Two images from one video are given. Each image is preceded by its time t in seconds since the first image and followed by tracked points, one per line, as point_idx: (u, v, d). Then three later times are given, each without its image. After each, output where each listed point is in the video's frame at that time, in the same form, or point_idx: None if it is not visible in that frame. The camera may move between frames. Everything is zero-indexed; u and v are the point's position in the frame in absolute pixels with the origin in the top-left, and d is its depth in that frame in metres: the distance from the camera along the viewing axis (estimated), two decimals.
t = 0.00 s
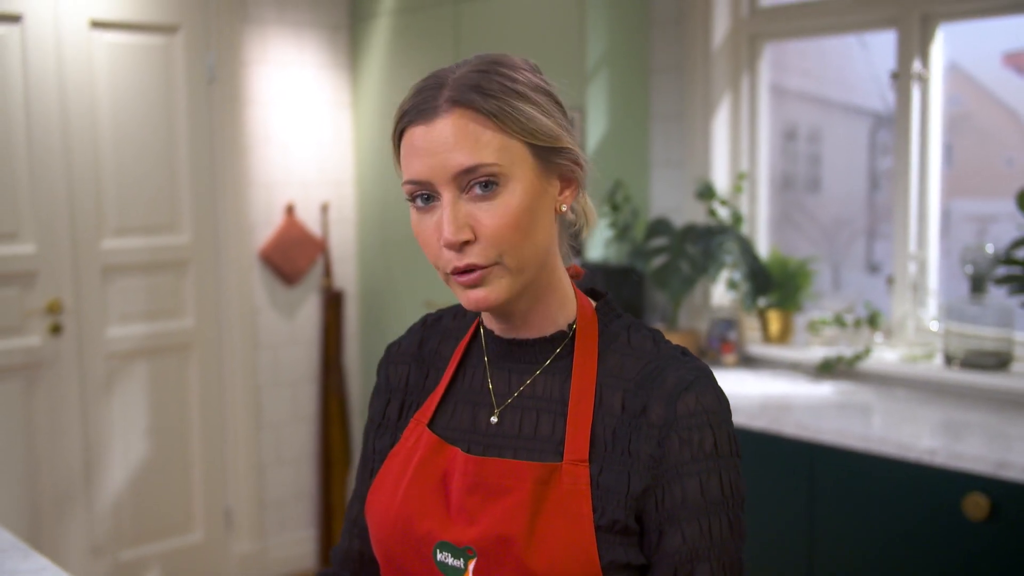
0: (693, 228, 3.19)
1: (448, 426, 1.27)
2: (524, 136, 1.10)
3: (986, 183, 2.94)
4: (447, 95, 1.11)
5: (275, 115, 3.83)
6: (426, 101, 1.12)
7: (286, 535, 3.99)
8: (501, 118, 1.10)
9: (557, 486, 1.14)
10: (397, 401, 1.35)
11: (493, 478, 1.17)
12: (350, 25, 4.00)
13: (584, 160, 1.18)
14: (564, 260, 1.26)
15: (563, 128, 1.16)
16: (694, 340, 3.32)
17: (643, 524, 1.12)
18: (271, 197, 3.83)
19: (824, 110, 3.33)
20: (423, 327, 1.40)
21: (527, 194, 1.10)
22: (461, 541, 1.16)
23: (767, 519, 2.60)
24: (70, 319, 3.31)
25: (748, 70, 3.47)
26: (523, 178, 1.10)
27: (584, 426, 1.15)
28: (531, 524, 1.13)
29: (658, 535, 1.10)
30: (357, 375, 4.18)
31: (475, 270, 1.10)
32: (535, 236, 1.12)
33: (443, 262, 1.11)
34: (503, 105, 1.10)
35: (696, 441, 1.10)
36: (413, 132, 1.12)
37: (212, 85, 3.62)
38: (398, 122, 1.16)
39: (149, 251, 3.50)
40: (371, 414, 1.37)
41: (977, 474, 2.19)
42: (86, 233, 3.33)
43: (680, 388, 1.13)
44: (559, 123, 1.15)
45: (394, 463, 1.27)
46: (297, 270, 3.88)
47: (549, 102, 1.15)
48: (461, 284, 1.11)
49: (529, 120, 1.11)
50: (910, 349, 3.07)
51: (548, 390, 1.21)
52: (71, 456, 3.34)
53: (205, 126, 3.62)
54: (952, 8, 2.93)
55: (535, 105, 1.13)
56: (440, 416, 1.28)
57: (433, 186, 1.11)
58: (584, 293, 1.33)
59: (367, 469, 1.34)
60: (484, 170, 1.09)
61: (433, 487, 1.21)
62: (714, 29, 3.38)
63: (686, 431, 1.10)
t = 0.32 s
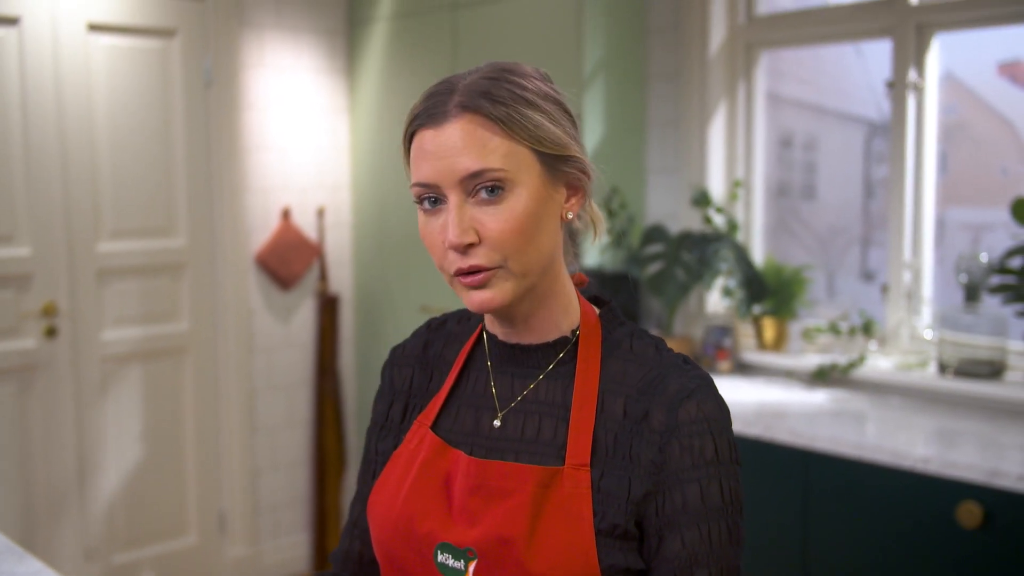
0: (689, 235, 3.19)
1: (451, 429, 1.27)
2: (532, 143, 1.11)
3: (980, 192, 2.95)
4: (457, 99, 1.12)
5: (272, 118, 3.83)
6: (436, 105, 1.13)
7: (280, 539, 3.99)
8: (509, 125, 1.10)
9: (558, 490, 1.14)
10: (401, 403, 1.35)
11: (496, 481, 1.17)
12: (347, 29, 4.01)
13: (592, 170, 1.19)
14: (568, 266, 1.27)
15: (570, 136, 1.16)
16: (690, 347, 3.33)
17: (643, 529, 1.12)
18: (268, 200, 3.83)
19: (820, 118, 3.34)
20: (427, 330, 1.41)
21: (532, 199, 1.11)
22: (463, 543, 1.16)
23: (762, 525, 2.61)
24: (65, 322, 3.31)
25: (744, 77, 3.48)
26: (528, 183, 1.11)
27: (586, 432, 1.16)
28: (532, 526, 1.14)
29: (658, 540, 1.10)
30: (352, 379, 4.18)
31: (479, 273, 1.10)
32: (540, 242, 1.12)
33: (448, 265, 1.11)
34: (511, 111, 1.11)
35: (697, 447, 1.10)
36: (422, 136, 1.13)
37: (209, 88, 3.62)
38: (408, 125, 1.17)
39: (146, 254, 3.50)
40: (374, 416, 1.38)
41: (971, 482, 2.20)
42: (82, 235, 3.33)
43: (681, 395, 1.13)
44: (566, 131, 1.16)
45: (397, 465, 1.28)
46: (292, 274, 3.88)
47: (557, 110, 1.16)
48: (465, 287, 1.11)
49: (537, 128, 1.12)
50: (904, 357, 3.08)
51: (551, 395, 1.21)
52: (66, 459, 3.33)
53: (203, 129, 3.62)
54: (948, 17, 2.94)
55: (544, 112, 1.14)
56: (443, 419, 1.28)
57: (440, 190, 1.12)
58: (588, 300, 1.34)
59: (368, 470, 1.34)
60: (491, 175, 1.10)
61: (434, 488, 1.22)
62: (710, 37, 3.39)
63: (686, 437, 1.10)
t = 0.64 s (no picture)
0: (685, 238, 3.19)
1: (455, 429, 1.27)
2: (512, 161, 1.11)
3: (975, 196, 2.96)
4: (437, 123, 1.12)
5: (269, 121, 3.83)
6: (417, 130, 1.14)
7: (275, 541, 3.98)
8: (487, 146, 1.10)
9: (560, 490, 1.15)
10: (406, 403, 1.35)
11: (500, 480, 1.17)
12: (344, 31, 4.01)
13: (585, 175, 1.17)
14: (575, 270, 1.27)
15: (557, 144, 1.15)
16: (686, 349, 3.33)
17: (643, 529, 1.12)
18: (265, 202, 3.83)
19: (816, 122, 3.35)
20: (433, 332, 1.41)
21: (515, 218, 1.11)
22: (466, 541, 1.16)
23: (757, 527, 2.61)
24: (61, 323, 3.30)
25: (740, 81, 3.49)
26: (510, 203, 1.11)
27: (588, 432, 1.16)
28: (535, 526, 1.14)
29: (657, 540, 1.11)
30: (347, 381, 4.18)
31: (467, 291, 1.13)
32: (528, 256, 1.13)
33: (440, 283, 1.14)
34: (488, 133, 1.11)
35: (698, 449, 1.11)
36: (408, 160, 1.15)
37: (206, 90, 3.62)
38: (399, 146, 1.18)
39: (142, 256, 3.50)
40: (378, 416, 1.38)
41: (966, 485, 2.20)
42: (78, 237, 3.33)
43: (683, 397, 1.13)
44: (552, 141, 1.14)
45: (401, 464, 1.28)
46: (289, 276, 3.88)
47: (541, 121, 1.14)
48: (460, 303, 1.14)
49: (517, 146, 1.11)
50: (900, 359, 3.09)
51: (554, 396, 1.22)
52: (61, 460, 3.33)
53: (199, 132, 3.62)
54: (943, 22, 2.95)
55: (525, 127, 1.13)
56: (448, 419, 1.29)
57: (426, 212, 1.13)
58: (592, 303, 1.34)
59: (372, 469, 1.34)
60: (469, 199, 1.10)
61: (438, 487, 1.22)
62: (706, 41, 3.40)
63: (687, 439, 1.11)
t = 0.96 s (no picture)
0: (684, 237, 3.20)
1: (456, 428, 1.27)
2: (509, 159, 1.11)
3: (975, 196, 2.96)
4: (434, 121, 1.13)
5: (268, 121, 3.83)
6: (416, 128, 1.14)
7: (274, 540, 3.98)
8: (484, 144, 1.10)
9: (559, 489, 1.15)
10: (407, 401, 1.35)
11: (499, 478, 1.18)
12: (344, 31, 4.01)
13: (583, 172, 1.17)
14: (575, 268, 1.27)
15: (555, 142, 1.15)
16: (685, 349, 3.33)
17: (641, 529, 1.12)
18: (265, 202, 3.83)
19: (815, 122, 3.35)
20: (434, 330, 1.41)
21: (512, 215, 1.12)
22: (465, 539, 1.17)
23: (757, 527, 2.61)
24: (61, 322, 3.30)
25: (739, 81, 3.49)
26: (506, 200, 1.11)
27: (587, 431, 1.16)
28: (533, 525, 1.14)
29: (655, 540, 1.11)
30: (346, 381, 4.18)
31: (465, 287, 1.13)
32: (525, 253, 1.13)
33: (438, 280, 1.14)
34: (485, 130, 1.11)
35: (696, 449, 1.11)
36: (406, 159, 1.15)
37: (205, 89, 3.62)
38: (399, 145, 1.19)
39: (141, 255, 3.50)
40: (379, 414, 1.38)
41: (965, 485, 2.20)
42: (78, 236, 3.33)
43: (682, 397, 1.13)
44: (550, 139, 1.14)
45: (401, 462, 1.28)
46: (288, 275, 3.88)
47: (539, 118, 1.14)
48: (458, 301, 1.14)
49: (513, 143, 1.11)
50: (898, 359, 3.10)
51: (554, 395, 1.22)
52: (60, 459, 3.33)
53: (199, 131, 3.62)
54: (942, 22, 2.95)
55: (523, 125, 1.13)
56: (448, 417, 1.29)
57: (424, 210, 1.13)
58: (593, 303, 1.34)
59: (373, 467, 1.35)
60: (466, 196, 1.11)
61: (438, 486, 1.22)
62: (706, 41, 3.40)
63: (686, 439, 1.11)
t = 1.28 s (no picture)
0: (683, 228, 3.19)
1: (455, 417, 1.27)
2: (504, 148, 1.10)
3: (974, 186, 2.96)
4: (429, 111, 1.12)
5: (266, 112, 3.81)
6: (410, 119, 1.14)
7: (273, 531, 3.98)
8: (479, 134, 1.10)
9: (560, 478, 1.14)
10: (406, 392, 1.35)
11: (499, 468, 1.17)
12: (342, 22, 4.00)
13: (580, 159, 1.17)
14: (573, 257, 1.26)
15: (551, 130, 1.14)
16: (685, 340, 3.33)
17: (643, 518, 1.12)
18: (263, 193, 3.82)
19: (814, 112, 3.35)
20: (433, 320, 1.41)
21: (509, 204, 1.11)
22: (465, 529, 1.16)
23: (756, 517, 2.61)
24: (59, 314, 3.30)
25: (739, 71, 3.49)
26: (503, 189, 1.11)
27: (587, 420, 1.16)
28: (534, 514, 1.14)
29: (657, 529, 1.10)
30: (345, 372, 4.18)
31: (464, 278, 1.12)
32: (523, 242, 1.13)
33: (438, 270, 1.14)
34: (480, 120, 1.10)
35: (697, 438, 1.11)
36: (402, 150, 1.15)
37: (203, 80, 3.61)
38: (395, 136, 1.19)
39: (140, 247, 3.49)
40: (379, 404, 1.37)
41: (964, 475, 2.20)
42: (76, 227, 3.32)
43: (682, 386, 1.13)
44: (545, 127, 1.14)
45: (401, 452, 1.28)
46: (287, 266, 3.88)
47: (534, 106, 1.13)
48: (458, 291, 1.14)
49: (508, 132, 1.11)
50: (898, 350, 3.10)
51: (554, 384, 1.22)
52: (60, 450, 3.32)
53: (197, 122, 3.61)
54: (942, 12, 2.94)
55: (518, 113, 1.12)
56: (448, 407, 1.28)
57: (421, 201, 1.13)
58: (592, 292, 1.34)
59: (374, 457, 1.34)
60: (462, 186, 1.10)
61: (437, 475, 1.22)
62: (705, 31, 3.40)
63: (687, 428, 1.11)
